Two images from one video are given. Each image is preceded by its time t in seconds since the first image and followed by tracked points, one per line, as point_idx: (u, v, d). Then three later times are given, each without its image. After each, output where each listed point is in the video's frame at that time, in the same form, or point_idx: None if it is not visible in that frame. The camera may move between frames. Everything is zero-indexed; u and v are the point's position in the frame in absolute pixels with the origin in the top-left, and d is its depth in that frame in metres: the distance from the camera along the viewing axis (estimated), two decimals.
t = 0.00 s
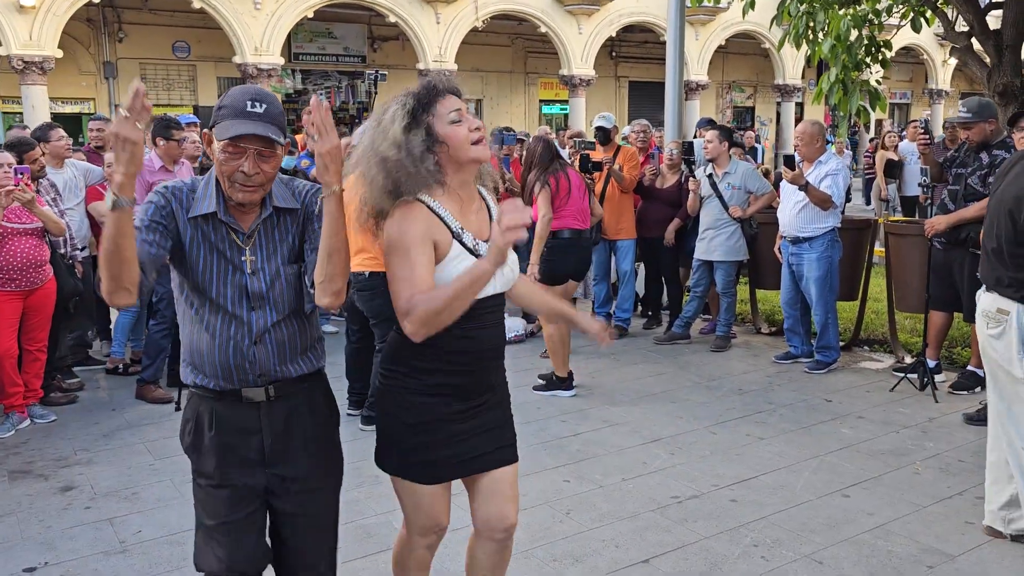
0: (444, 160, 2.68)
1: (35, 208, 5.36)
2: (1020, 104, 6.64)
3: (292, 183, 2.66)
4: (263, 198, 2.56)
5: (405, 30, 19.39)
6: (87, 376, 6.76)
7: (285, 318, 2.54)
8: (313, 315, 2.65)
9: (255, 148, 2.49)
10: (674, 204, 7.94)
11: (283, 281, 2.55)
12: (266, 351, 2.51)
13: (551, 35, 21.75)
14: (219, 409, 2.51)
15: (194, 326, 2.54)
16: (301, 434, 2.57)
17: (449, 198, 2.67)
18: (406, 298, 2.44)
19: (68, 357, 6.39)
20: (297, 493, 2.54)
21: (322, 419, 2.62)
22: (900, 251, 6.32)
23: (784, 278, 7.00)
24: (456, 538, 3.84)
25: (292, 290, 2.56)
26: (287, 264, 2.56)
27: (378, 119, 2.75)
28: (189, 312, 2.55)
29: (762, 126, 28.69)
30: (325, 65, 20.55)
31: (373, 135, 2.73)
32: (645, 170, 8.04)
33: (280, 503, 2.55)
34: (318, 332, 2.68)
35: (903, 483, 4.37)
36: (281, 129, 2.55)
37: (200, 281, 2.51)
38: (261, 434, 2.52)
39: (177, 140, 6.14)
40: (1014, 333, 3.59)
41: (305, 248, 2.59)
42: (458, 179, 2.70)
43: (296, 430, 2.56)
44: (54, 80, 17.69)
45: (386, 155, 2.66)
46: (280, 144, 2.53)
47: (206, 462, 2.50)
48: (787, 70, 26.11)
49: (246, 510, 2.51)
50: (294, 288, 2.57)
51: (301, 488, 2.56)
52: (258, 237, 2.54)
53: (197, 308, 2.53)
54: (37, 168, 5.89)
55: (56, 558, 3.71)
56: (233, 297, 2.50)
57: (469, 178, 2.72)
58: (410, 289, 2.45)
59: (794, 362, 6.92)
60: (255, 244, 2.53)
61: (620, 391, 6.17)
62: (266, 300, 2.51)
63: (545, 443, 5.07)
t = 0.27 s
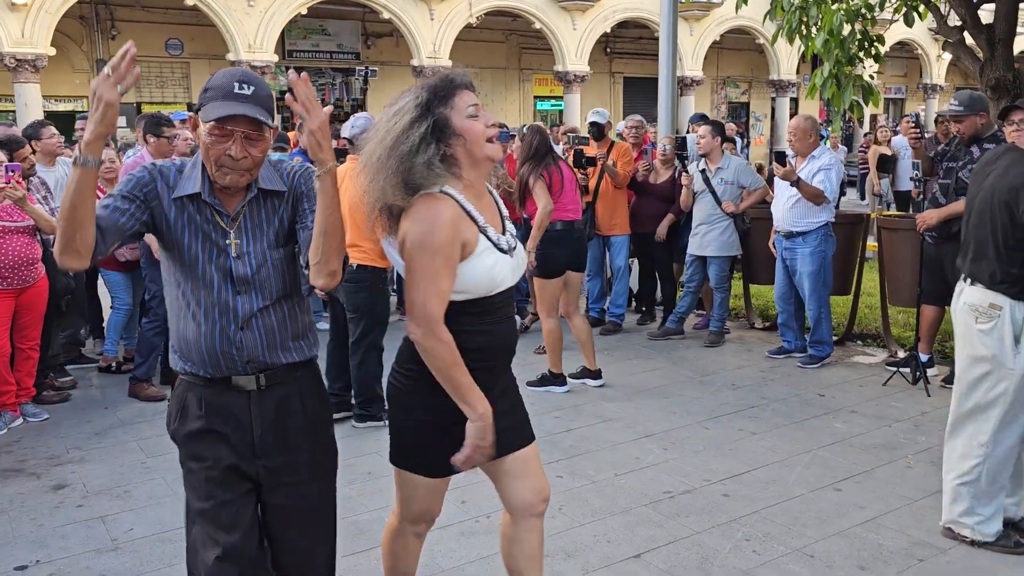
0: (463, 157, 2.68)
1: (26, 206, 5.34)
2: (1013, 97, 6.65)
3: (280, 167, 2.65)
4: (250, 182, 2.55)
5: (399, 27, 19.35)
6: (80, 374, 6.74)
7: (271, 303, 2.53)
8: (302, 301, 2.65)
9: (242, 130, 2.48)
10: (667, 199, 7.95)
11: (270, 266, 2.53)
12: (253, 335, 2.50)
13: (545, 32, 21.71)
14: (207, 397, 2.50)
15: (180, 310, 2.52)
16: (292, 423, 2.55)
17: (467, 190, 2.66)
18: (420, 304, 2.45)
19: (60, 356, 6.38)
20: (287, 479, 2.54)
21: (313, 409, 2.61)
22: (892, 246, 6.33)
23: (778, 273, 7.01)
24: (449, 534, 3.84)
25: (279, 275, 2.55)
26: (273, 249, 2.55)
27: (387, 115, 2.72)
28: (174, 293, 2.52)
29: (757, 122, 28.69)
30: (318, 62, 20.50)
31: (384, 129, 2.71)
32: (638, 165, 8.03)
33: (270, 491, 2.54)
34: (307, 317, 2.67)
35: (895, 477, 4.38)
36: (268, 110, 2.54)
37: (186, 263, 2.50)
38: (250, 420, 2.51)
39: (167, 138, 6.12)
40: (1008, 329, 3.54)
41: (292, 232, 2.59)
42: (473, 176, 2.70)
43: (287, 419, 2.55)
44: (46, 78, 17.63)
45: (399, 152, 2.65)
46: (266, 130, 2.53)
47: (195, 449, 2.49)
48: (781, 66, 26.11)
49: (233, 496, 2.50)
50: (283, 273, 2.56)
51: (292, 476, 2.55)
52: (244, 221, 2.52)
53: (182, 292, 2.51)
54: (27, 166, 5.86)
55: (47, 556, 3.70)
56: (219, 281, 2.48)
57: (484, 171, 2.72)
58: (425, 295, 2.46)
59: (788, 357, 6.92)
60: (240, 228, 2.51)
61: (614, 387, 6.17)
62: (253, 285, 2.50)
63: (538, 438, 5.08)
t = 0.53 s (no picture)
0: (524, 163, 2.61)
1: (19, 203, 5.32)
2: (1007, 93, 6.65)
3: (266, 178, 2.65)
4: (235, 191, 2.54)
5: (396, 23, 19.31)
6: (74, 372, 6.73)
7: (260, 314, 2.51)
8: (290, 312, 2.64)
9: (232, 126, 2.46)
10: (663, 195, 7.94)
11: (259, 276, 2.52)
12: (244, 344, 2.48)
13: (542, 27, 21.67)
14: (195, 406, 2.46)
15: (167, 319, 2.46)
16: (281, 430, 2.52)
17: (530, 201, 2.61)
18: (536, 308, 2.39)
19: (54, 353, 6.36)
20: (279, 489, 2.51)
21: (301, 416, 2.59)
22: (886, 241, 6.33)
23: (774, 269, 7.01)
24: (442, 531, 3.83)
25: (268, 285, 2.53)
26: (262, 260, 2.53)
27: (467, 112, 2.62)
28: (160, 308, 2.47)
29: (754, 118, 28.67)
30: (315, 58, 20.47)
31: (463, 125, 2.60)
32: (634, 161, 8.03)
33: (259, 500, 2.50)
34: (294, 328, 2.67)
35: (889, 473, 4.38)
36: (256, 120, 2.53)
37: (172, 274, 2.45)
38: (240, 430, 2.46)
39: (161, 134, 6.10)
40: (997, 323, 3.54)
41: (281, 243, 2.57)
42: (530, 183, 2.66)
43: (276, 426, 2.51)
44: (41, 75, 17.59)
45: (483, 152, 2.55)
46: (258, 122, 2.54)
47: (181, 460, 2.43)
48: (778, 61, 26.10)
49: (224, 510, 2.45)
50: (273, 283, 2.55)
51: (282, 484, 2.51)
52: (232, 231, 2.49)
53: (169, 301, 2.46)
54: (19, 163, 5.84)
55: (40, 554, 3.70)
56: (207, 292, 2.45)
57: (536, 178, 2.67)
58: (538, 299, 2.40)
59: (783, 353, 6.92)
60: (229, 237, 2.49)
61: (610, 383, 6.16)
62: (243, 295, 2.48)
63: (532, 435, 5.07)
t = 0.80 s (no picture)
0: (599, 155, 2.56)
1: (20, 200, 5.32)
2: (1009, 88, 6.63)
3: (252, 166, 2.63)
4: (222, 175, 2.50)
5: (397, 20, 19.30)
6: (77, 369, 6.74)
7: (244, 301, 2.50)
8: (273, 299, 2.64)
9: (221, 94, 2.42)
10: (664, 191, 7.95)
11: (244, 263, 2.50)
12: (227, 331, 2.48)
13: (544, 24, 21.63)
14: (175, 394, 2.45)
15: (148, 303, 2.44)
16: (264, 418, 2.53)
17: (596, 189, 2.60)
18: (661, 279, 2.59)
19: (56, 350, 6.37)
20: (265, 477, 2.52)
21: (284, 405, 2.58)
22: (888, 237, 6.33)
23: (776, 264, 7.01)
24: (443, 527, 3.84)
25: (253, 274, 2.52)
26: (248, 247, 2.51)
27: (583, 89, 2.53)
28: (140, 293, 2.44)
29: (756, 114, 28.63)
30: (316, 56, 20.48)
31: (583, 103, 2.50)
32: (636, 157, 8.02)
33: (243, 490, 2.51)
34: (277, 315, 2.66)
35: (890, 468, 4.38)
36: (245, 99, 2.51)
37: (153, 256, 2.40)
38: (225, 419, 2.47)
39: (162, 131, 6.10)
40: (994, 320, 3.55)
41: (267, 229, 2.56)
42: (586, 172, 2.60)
43: (260, 414, 2.52)
44: (43, 72, 17.61)
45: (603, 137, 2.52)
46: (244, 93, 2.52)
47: (163, 451, 2.44)
48: (781, 58, 26.06)
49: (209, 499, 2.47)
50: (259, 270, 2.54)
51: (266, 473, 2.53)
52: (217, 217, 2.46)
53: (151, 285, 2.42)
54: (21, 160, 5.85)
55: (42, 550, 3.71)
56: (191, 278, 2.42)
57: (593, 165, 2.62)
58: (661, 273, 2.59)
59: (785, 348, 6.93)
60: (214, 223, 2.45)
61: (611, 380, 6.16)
62: (228, 282, 2.46)
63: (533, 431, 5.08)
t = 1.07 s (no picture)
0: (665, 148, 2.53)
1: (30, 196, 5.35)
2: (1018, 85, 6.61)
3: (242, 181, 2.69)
4: (215, 180, 2.54)
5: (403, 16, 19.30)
6: (84, 364, 6.77)
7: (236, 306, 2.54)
8: (259, 305, 2.69)
9: (217, 99, 2.47)
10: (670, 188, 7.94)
11: (237, 268, 2.55)
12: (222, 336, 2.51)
13: (550, 20, 21.63)
14: (164, 392, 2.43)
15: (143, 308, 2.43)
16: (249, 410, 2.53)
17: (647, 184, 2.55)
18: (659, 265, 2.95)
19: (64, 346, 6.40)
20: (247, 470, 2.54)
21: (268, 399, 2.60)
22: (895, 234, 6.31)
23: (784, 261, 7.01)
24: (450, 522, 3.85)
25: (243, 279, 2.58)
26: (242, 252, 2.57)
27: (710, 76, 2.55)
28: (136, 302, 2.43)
29: (763, 111, 28.55)
30: (322, 52, 20.50)
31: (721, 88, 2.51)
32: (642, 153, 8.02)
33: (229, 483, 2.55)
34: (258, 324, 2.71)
35: (896, 465, 4.38)
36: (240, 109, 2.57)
37: (150, 262, 2.41)
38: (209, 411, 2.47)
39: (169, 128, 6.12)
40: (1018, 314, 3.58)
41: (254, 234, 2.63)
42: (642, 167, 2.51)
43: (244, 407, 2.52)
44: (50, 69, 17.66)
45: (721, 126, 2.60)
46: (240, 101, 2.57)
47: (147, 448, 2.44)
48: (787, 53, 25.98)
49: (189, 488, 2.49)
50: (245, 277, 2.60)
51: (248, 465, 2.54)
52: (213, 222, 2.51)
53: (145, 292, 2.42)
54: (30, 156, 5.87)
55: (51, 545, 3.73)
56: (189, 283, 2.45)
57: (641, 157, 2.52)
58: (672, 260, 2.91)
59: (791, 345, 6.91)
60: (210, 228, 2.49)
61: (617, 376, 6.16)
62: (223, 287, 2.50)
63: (539, 427, 5.09)
